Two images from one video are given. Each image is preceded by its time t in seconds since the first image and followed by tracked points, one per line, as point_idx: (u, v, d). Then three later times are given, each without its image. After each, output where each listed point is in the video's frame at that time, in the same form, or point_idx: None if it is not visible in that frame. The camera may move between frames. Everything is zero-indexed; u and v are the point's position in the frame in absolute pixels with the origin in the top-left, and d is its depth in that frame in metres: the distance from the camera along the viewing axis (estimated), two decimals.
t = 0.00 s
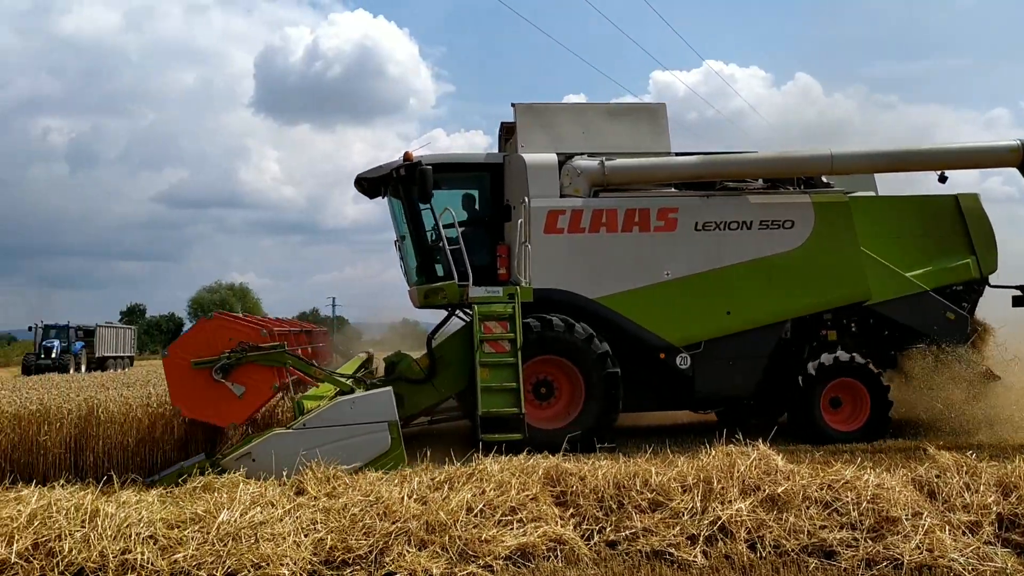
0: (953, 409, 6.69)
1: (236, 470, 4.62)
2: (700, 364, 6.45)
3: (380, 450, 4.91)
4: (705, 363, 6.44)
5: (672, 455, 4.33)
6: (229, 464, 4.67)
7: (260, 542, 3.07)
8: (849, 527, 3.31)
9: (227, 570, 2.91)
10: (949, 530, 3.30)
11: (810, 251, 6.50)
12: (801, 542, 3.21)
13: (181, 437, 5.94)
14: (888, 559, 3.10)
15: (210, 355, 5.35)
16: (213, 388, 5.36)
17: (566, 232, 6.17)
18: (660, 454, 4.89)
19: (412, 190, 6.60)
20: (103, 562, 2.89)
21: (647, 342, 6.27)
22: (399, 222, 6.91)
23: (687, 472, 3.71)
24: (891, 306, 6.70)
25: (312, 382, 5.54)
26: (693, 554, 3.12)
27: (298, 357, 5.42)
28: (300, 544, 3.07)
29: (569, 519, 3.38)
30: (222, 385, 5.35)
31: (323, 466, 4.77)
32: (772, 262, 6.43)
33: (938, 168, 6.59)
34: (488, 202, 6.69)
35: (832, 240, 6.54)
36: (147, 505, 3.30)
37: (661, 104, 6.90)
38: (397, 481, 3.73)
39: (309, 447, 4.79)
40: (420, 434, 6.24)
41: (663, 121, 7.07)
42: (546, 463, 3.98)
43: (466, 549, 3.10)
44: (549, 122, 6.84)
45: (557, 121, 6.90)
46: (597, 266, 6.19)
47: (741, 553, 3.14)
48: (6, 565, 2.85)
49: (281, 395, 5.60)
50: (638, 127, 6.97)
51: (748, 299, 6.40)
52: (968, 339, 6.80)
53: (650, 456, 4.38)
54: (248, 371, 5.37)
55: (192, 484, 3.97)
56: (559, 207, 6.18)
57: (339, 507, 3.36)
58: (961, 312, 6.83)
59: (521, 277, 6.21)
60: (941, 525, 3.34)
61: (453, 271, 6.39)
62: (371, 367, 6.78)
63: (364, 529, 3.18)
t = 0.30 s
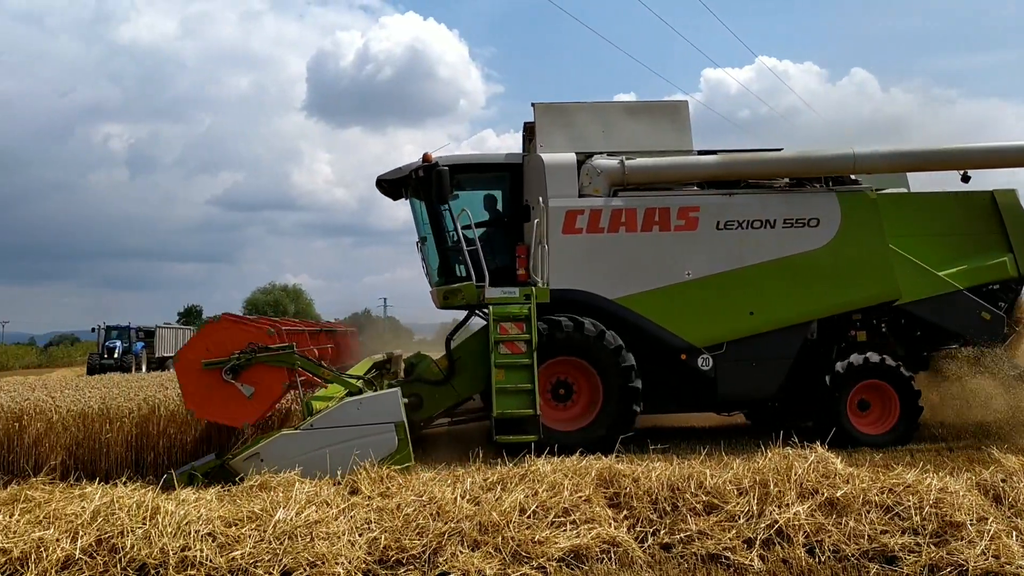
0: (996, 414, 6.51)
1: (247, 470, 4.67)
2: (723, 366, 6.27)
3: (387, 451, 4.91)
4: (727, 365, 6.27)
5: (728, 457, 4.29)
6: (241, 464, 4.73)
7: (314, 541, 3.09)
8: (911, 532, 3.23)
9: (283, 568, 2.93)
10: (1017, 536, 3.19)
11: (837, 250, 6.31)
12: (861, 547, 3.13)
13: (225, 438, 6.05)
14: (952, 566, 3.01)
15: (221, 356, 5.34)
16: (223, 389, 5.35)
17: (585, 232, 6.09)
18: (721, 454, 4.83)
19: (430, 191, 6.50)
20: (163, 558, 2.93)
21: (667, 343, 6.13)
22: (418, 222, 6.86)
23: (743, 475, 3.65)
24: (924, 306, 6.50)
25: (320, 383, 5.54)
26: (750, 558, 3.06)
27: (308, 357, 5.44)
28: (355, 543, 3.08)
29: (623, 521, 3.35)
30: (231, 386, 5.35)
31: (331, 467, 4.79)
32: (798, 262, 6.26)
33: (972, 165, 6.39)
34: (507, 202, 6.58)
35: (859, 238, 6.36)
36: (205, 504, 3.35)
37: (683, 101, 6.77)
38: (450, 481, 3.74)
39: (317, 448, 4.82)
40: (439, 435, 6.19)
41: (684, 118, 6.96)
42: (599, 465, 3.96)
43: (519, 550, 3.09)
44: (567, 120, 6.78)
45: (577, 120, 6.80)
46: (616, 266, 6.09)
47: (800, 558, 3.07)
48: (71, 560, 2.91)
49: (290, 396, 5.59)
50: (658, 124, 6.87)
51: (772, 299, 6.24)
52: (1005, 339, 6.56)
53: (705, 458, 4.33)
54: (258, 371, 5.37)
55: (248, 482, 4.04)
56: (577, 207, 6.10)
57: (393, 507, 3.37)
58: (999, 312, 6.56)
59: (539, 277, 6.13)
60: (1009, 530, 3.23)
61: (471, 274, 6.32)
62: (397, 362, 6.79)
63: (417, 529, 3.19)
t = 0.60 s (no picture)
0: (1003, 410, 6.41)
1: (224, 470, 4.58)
2: (716, 363, 6.22)
3: (364, 450, 4.73)
4: (720, 362, 6.22)
5: (754, 454, 4.28)
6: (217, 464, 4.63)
7: (339, 538, 3.09)
8: (941, 530, 3.18)
9: (308, 566, 2.94)
10: None
11: (831, 245, 6.23)
12: (890, 545, 3.09)
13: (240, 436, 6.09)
14: (983, 564, 2.96)
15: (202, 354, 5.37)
16: (204, 387, 5.37)
17: (574, 228, 6.06)
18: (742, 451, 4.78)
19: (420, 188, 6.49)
20: (190, 555, 2.94)
21: (658, 339, 6.09)
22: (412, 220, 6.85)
23: (769, 472, 3.62)
24: (921, 301, 6.37)
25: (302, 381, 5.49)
26: (777, 556, 3.03)
27: (287, 355, 5.36)
28: (379, 540, 3.08)
29: (648, 518, 3.32)
30: (212, 384, 5.36)
31: (310, 465, 4.70)
32: (791, 257, 6.19)
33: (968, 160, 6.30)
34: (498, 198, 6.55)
35: (854, 233, 6.27)
36: (231, 501, 3.38)
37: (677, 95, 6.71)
38: (473, 479, 3.75)
39: (291, 446, 4.69)
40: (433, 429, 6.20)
41: (677, 112, 6.91)
42: (623, 461, 3.95)
43: (543, 548, 3.07)
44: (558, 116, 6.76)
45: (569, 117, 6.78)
46: (606, 262, 6.05)
47: (828, 556, 3.03)
48: (99, 557, 2.93)
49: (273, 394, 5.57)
50: (650, 119, 6.83)
51: (765, 295, 6.17)
52: (1002, 334, 6.42)
53: (731, 455, 4.31)
54: (239, 370, 5.38)
55: (272, 480, 4.05)
56: (566, 203, 6.07)
57: (417, 504, 3.37)
58: (997, 305, 6.44)
59: (528, 274, 6.10)
60: None
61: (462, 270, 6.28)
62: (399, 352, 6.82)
63: (441, 526, 3.18)
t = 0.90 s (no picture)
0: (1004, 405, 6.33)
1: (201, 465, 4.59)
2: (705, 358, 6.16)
3: (341, 445, 4.75)
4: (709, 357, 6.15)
5: (779, 450, 4.27)
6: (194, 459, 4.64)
7: (362, 533, 3.09)
8: (970, 527, 3.13)
9: (331, 561, 2.93)
10: None
11: (824, 239, 6.12)
12: (918, 542, 3.05)
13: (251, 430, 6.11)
14: (1014, 562, 2.91)
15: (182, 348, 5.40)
16: (182, 381, 5.39)
17: (562, 223, 5.99)
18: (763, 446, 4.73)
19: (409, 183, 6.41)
20: (213, 549, 2.95)
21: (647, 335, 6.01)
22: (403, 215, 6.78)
23: (794, 467, 3.59)
24: (915, 295, 6.30)
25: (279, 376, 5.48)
26: (803, 553, 2.99)
27: (264, 350, 5.35)
28: (402, 536, 3.07)
29: (671, 514, 3.29)
30: (190, 379, 5.37)
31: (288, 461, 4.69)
32: (782, 251, 6.09)
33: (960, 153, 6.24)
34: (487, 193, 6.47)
35: (847, 226, 6.17)
36: (253, 496, 3.39)
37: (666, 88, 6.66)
38: (495, 474, 3.75)
39: (269, 441, 4.71)
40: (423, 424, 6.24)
41: (667, 105, 6.84)
42: (646, 457, 3.93)
43: (566, 544, 3.05)
44: (547, 110, 6.71)
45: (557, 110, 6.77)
46: (595, 257, 5.97)
47: (854, 553, 3.00)
48: (124, 551, 2.94)
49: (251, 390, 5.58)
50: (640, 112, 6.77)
51: (756, 290, 6.07)
52: (997, 328, 6.36)
53: (755, 451, 4.29)
54: (217, 364, 5.39)
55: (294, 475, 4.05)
56: (554, 198, 6.00)
57: (439, 500, 3.37)
58: (993, 300, 6.38)
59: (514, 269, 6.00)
60: None
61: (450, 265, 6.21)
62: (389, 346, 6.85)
63: (463, 522, 3.17)
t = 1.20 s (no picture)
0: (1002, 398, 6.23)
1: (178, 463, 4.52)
2: (693, 352, 6.09)
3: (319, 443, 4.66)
4: (698, 351, 6.08)
5: (803, 442, 4.26)
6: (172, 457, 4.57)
7: (384, 527, 3.09)
8: (999, 518, 3.09)
9: (354, 556, 2.93)
10: None
11: (812, 230, 6.03)
12: (946, 534, 3.01)
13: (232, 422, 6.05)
14: None
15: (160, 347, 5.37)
16: (163, 380, 5.38)
17: (548, 217, 5.96)
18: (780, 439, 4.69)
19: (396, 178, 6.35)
20: (237, 545, 2.96)
21: (634, 329, 5.97)
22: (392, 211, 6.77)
23: (819, 461, 3.58)
24: (906, 286, 6.19)
25: (259, 373, 5.46)
26: (828, 546, 2.96)
27: (242, 347, 5.30)
28: (424, 530, 3.07)
29: (695, 507, 3.28)
30: (169, 377, 5.36)
31: (266, 459, 4.61)
32: (770, 243, 6.01)
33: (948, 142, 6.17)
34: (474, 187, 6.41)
35: (836, 216, 6.09)
36: (276, 491, 3.41)
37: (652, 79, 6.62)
38: (517, 468, 3.75)
39: (245, 440, 4.62)
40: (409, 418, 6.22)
41: (654, 95, 6.74)
42: (668, 450, 3.93)
43: (589, 538, 3.04)
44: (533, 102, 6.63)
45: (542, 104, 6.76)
46: (580, 251, 5.94)
47: (881, 546, 2.96)
48: (149, 547, 2.96)
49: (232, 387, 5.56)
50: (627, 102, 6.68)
51: (744, 282, 6.01)
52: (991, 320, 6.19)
53: (779, 444, 4.29)
54: (195, 362, 5.36)
55: (317, 471, 4.05)
56: (540, 192, 5.97)
57: (461, 494, 3.37)
58: (986, 290, 6.22)
59: (500, 264, 6.00)
60: None
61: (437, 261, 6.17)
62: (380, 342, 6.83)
63: (486, 516, 3.16)
